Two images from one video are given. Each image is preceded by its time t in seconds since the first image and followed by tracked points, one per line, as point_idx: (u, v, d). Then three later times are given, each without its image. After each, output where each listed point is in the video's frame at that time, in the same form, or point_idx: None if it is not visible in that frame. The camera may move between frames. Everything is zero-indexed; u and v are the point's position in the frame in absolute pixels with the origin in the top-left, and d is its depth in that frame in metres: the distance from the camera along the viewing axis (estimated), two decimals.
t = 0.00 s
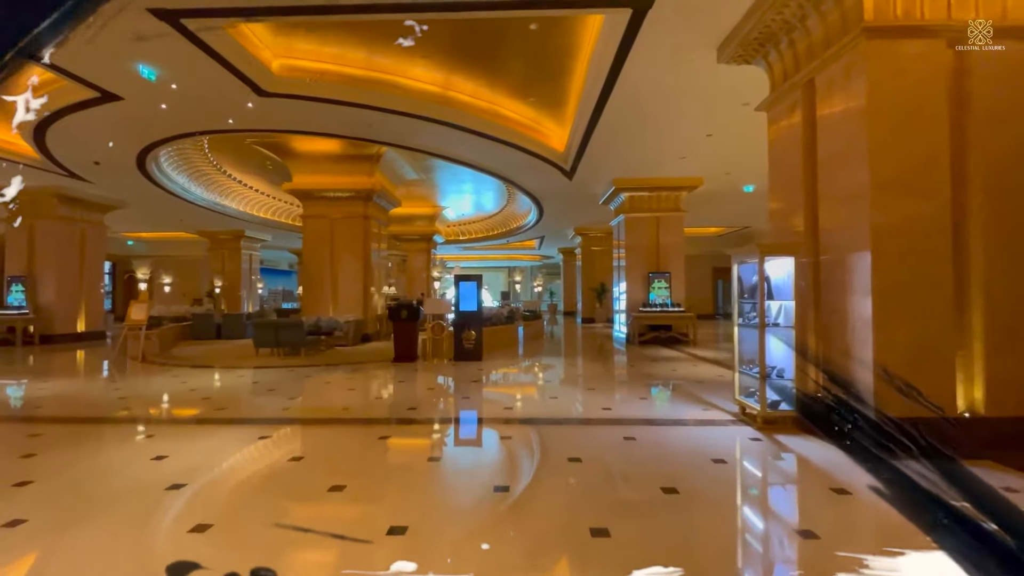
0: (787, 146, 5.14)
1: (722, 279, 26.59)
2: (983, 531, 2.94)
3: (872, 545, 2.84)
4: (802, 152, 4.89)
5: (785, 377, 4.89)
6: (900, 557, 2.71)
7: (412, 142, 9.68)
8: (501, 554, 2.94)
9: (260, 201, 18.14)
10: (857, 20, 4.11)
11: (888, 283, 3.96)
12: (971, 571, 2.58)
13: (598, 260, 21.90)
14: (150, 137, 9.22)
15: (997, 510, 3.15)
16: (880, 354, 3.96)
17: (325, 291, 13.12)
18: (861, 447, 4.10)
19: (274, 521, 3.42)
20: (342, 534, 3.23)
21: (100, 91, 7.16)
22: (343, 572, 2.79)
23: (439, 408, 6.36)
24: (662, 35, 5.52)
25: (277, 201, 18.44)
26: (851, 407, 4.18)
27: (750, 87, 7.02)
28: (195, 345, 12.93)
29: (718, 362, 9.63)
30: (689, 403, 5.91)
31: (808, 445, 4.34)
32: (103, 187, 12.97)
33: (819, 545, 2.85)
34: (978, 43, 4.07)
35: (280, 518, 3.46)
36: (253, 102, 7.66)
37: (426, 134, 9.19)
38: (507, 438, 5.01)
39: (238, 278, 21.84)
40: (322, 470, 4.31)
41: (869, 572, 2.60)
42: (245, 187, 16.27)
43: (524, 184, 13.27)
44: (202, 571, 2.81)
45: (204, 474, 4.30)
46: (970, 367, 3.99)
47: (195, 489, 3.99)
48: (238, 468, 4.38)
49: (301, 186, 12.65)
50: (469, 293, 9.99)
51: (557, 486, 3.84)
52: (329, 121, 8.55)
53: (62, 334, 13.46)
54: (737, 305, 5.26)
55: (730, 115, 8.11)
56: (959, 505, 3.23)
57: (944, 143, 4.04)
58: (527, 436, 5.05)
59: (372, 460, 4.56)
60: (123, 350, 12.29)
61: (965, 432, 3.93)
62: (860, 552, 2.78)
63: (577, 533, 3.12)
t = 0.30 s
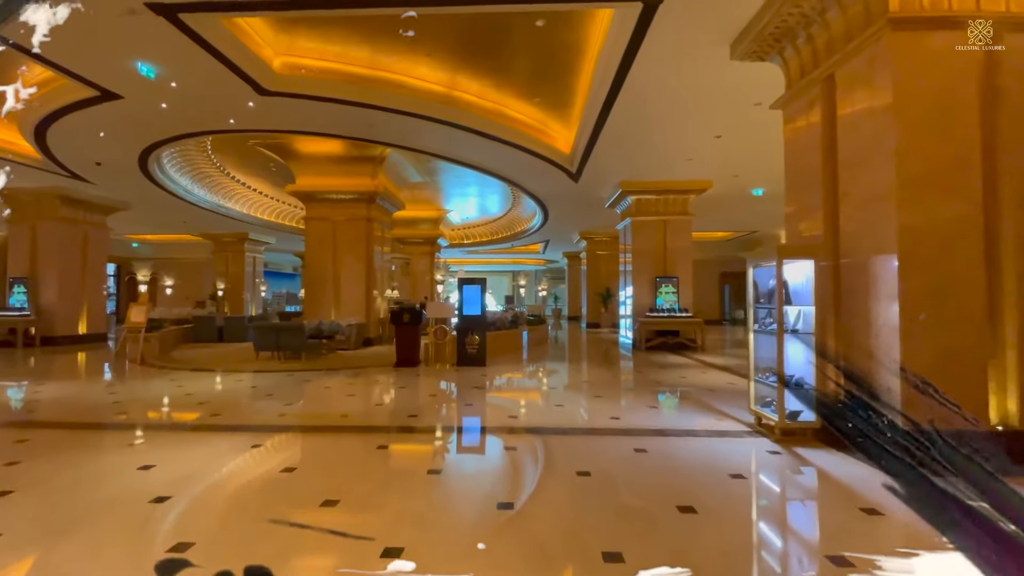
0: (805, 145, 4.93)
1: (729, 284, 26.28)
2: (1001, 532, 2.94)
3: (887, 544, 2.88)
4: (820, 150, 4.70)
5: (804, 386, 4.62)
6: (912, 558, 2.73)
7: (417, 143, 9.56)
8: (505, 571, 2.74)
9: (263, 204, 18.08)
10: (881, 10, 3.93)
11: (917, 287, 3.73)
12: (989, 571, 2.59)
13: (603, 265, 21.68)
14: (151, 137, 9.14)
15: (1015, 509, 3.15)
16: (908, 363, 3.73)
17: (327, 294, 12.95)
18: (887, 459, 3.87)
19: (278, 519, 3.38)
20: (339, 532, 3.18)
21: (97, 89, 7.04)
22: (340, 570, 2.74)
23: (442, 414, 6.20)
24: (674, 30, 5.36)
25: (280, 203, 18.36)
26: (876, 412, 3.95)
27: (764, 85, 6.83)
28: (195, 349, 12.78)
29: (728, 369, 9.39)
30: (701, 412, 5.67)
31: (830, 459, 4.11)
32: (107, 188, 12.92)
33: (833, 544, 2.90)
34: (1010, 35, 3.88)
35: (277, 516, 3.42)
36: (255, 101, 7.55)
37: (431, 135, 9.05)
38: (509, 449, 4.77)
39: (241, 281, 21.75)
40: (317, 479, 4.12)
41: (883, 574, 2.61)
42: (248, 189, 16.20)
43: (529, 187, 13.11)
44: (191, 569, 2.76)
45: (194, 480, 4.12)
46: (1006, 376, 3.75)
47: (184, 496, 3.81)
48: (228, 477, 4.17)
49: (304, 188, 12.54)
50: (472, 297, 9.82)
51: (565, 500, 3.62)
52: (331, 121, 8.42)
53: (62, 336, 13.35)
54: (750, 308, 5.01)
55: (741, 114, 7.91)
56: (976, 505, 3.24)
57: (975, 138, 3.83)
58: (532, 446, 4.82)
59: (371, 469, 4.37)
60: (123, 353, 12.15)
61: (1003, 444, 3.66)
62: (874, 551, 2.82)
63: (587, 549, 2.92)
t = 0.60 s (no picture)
0: (826, 143, 4.73)
1: (736, 289, 26.03)
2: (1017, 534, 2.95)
3: (900, 543, 2.95)
4: (841, 149, 4.51)
5: (826, 398, 4.33)
6: (926, 559, 2.77)
7: (422, 144, 9.45)
8: None
9: (267, 206, 18.01)
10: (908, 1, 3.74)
11: (948, 292, 3.52)
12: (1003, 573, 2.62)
13: (609, 268, 21.46)
14: (154, 137, 9.05)
15: None
16: (940, 374, 3.48)
17: (330, 297, 12.80)
18: (913, 467, 3.66)
19: (287, 518, 3.42)
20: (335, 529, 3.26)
21: (97, 87, 6.93)
22: (334, 571, 2.77)
23: (446, 421, 6.02)
24: (687, 25, 5.19)
25: (284, 205, 18.29)
26: (893, 413, 3.75)
27: (778, 83, 6.65)
28: (196, 351, 12.65)
29: (738, 376, 9.17)
30: (715, 422, 5.40)
31: (856, 475, 3.88)
32: (110, 189, 12.86)
33: (847, 542, 2.99)
34: None
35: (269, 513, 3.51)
36: (257, 100, 7.44)
37: (436, 135, 8.91)
38: (512, 464, 4.40)
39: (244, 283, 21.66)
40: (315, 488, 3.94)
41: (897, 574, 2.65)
42: (252, 190, 16.12)
43: (534, 189, 12.95)
44: (184, 569, 2.80)
45: (186, 489, 3.96)
46: None
47: (174, 506, 3.64)
48: (221, 486, 3.99)
49: (308, 189, 12.42)
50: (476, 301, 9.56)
51: (574, 514, 3.43)
52: (333, 120, 8.28)
53: (64, 337, 13.25)
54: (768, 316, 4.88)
55: (753, 115, 7.72)
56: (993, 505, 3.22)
57: (1008, 136, 3.62)
58: (539, 459, 4.49)
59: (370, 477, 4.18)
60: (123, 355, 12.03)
61: None
62: (886, 550, 2.90)
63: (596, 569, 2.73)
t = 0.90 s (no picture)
0: (846, 138, 4.50)
1: (743, 290, 25.73)
2: None
3: (915, 547, 2.87)
4: (862, 143, 4.30)
5: (849, 403, 4.11)
6: (943, 561, 2.72)
7: (427, 142, 9.36)
8: None
9: (270, 205, 17.91)
10: None
11: (985, 292, 3.27)
12: None
13: (615, 269, 21.24)
14: (154, 133, 8.94)
15: None
16: (975, 379, 3.25)
17: (332, 297, 12.65)
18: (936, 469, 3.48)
19: (285, 516, 3.35)
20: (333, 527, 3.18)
21: (94, 81, 6.83)
22: (331, 570, 2.68)
23: (448, 424, 5.84)
24: (700, 13, 4.99)
25: (287, 204, 18.17)
26: (915, 413, 3.59)
27: (793, 76, 6.44)
28: (196, 351, 12.51)
29: (749, 379, 8.94)
30: (730, 429, 5.13)
31: (880, 485, 3.65)
32: (112, 187, 12.78)
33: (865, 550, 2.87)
34: None
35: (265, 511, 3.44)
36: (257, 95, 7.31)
37: (440, 132, 8.76)
38: (517, 472, 4.12)
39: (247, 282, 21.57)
40: (309, 491, 3.77)
41: None
42: (254, 189, 16.01)
43: (539, 188, 12.77)
44: (176, 569, 2.70)
45: (176, 491, 3.80)
46: None
47: (164, 508, 3.49)
48: (213, 489, 3.81)
49: (310, 187, 12.27)
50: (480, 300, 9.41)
51: (582, 520, 3.26)
52: (336, 115, 8.14)
53: (64, 336, 13.15)
54: (786, 318, 4.65)
55: (765, 110, 7.50)
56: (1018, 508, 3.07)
57: None
58: (546, 465, 4.25)
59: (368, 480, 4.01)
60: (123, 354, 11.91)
61: None
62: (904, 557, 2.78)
63: None
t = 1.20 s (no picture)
0: (862, 129, 4.27)
1: (744, 288, 25.58)
2: None
3: (929, 550, 2.74)
4: (877, 133, 4.10)
5: (865, 407, 3.82)
6: (957, 563, 2.61)
7: (426, 137, 9.21)
8: None
9: (267, 200, 17.68)
10: None
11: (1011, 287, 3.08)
12: None
13: (615, 266, 21.04)
14: (144, 124, 8.72)
15: None
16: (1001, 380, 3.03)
17: (328, 294, 12.44)
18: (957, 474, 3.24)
19: (276, 513, 3.25)
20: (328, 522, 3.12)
21: (79, 70, 6.63)
22: (326, 570, 2.58)
23: (445, 424, 5.65)
24: None
25: (284, 200, 17.94)
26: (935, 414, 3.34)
27: (802, 65, 6.24)
28: (190, 349, 12.31)
29: (753, 379, 8.75)
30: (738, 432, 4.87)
31: (895, 491, 3.42)
32: (104, 181, 12.56)
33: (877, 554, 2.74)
34: None
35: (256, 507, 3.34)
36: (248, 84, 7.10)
37: (436, 124, 8.54)
38: (516, 480, 3.82)
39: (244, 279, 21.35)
40: (294, 494, 3.57)
41: None
42: (250, 184, 15.77)
43: (539, 184, 12.55)
44: (161, 569, 2.60)
45: (156, 493, 3.61)
46: None
47: (140, 511, 3.30)
48: (191, 492, 3.60)
49: (304, 182, 12.04)
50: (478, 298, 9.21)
51: (582, 527, 3.07)
52: (328, 106, 7.91)
53: (54, 333, 12.92)
54: (798, 317, 4.37)
55: (772, 102, 7.29)
56: None
57: None
58: (545, 469, 4.03)
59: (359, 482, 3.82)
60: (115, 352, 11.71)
61: None
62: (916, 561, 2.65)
63: None
